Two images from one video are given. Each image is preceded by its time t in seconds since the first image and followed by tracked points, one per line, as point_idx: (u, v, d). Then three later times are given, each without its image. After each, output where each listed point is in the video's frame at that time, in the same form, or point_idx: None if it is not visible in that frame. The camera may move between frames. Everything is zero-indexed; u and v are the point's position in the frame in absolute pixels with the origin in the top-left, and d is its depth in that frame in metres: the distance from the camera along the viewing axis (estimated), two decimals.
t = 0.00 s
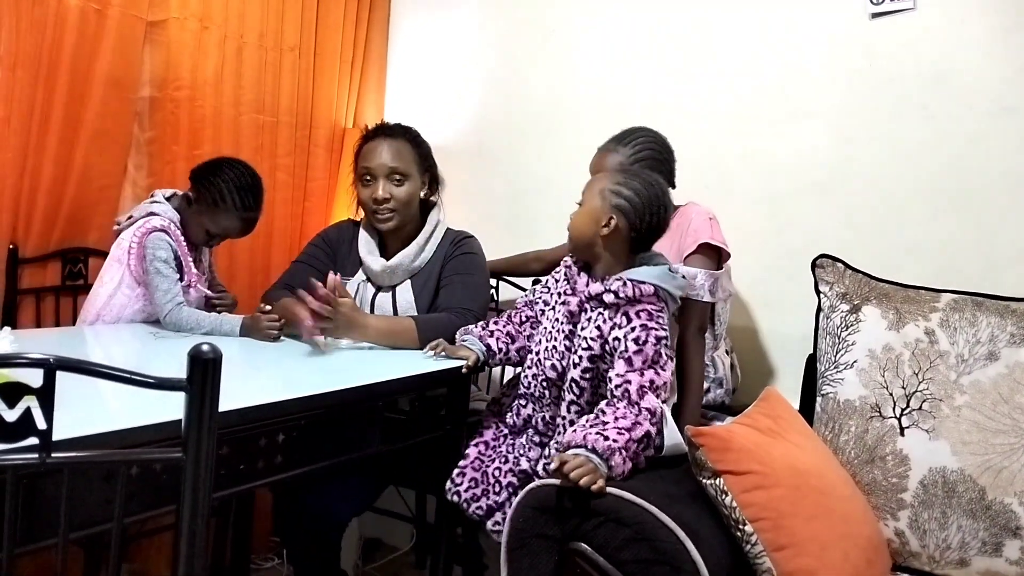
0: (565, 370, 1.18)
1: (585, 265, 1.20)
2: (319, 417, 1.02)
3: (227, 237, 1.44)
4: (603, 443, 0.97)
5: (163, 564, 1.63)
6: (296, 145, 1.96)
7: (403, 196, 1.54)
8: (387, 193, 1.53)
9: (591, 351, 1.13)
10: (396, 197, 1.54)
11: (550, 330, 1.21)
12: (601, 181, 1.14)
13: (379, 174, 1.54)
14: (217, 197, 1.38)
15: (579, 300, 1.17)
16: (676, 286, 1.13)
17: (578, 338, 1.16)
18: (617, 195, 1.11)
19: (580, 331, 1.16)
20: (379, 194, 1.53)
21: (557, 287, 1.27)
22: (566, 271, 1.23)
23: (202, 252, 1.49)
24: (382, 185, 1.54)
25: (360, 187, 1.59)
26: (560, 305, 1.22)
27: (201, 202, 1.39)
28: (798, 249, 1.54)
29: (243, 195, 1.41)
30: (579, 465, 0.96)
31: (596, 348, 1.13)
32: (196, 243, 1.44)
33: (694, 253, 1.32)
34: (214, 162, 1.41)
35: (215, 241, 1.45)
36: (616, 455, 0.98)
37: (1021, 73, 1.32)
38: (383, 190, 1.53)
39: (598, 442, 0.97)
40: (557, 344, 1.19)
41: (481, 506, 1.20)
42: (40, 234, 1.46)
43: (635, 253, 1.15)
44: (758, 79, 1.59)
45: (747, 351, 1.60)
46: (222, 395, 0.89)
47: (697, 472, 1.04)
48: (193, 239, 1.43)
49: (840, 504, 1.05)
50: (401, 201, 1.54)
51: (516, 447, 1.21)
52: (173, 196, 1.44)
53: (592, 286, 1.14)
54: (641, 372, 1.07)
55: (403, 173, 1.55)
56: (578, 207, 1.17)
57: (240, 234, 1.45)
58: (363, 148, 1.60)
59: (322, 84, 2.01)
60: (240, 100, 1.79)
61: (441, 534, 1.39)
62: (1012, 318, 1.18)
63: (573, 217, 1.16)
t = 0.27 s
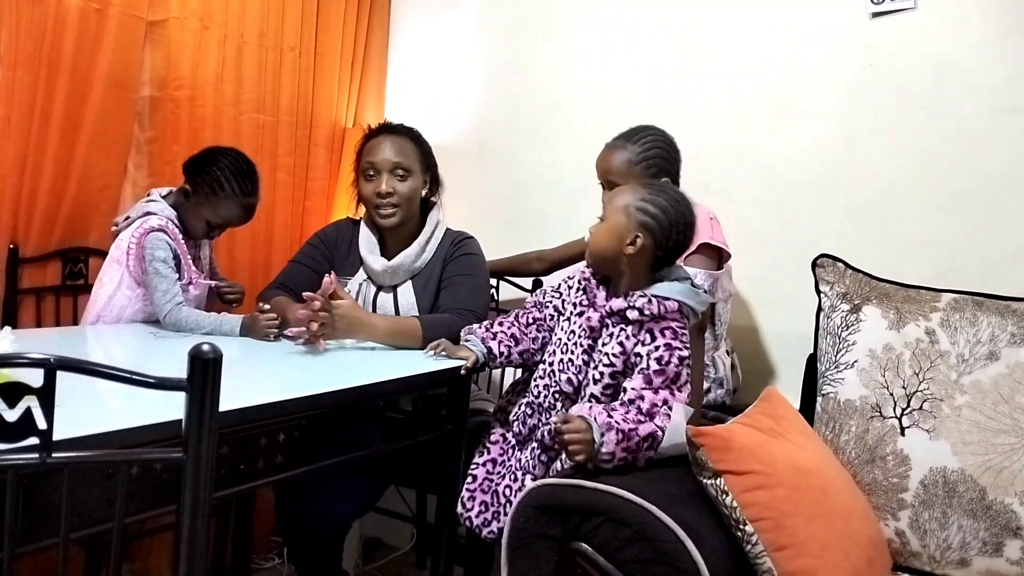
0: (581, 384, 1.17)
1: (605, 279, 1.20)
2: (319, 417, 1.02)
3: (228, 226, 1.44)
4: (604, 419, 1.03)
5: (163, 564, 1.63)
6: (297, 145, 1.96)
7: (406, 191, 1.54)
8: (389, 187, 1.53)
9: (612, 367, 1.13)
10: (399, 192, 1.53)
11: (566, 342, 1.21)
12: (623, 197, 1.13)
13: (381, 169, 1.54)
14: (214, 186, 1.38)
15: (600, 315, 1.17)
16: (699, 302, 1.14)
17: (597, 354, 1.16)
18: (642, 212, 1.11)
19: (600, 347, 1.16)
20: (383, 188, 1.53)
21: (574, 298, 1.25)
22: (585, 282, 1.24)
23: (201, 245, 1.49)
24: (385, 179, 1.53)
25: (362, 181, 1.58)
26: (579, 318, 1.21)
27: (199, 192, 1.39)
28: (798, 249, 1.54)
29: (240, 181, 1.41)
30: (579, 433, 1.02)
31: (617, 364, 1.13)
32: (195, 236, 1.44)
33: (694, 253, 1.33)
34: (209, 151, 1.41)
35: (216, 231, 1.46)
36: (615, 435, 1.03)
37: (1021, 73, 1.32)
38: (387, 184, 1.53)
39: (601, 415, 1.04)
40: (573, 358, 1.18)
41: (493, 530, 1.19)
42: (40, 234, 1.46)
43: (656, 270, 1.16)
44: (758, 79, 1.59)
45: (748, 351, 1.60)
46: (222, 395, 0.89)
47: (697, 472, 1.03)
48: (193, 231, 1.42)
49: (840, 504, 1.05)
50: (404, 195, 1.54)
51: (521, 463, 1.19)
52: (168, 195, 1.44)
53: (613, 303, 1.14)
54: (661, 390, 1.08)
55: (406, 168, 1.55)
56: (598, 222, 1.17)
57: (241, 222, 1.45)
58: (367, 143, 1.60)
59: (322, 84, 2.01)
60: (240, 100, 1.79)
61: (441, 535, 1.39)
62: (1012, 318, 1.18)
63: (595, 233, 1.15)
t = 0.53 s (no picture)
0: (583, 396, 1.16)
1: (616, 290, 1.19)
2: (318, 418, 1.02)
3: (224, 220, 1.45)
4: (599, 417, 1.04)
5: (162, 565, 1.63)
6: (295, 146, 1.96)
7: (408, 188, 1.54)
8: (391, 184, 1.53)
9: (619, 381, 1.12)
10: (400, 190, 1.53)
11: (570, 351, 1.19)
12: (642, 209, 1.13)
13: (384, 167, 1.54)
14: (207, 179, 1.39)
15: (608, 326, 1.15)
16: (709, 315, 1.15)
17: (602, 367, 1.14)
18: (661, 224, 1.11)
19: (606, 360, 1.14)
20: (384, 185, 1.53)
21: (580, 307, 1.24)
22: (593, 291, 1.24)
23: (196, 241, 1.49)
24: (388, 177, 1.53)
25: (364, 180, 1.58)
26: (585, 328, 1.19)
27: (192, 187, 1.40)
28: (797, 249, 1.54)
29: (231, 172, 1.43)
30: (567, 429, 1.04)
31: (625, 379, 1.12)
32: (193, 233, 1.45)
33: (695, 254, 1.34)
34: (197, 145, 1.43)
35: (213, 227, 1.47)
36: (607, 435, 1.03)
37: (1019, 73, 1.33)
38: (389, 181, 1.53)
39: (597, 412, 1.05)
40: (577, 369, 1.17)
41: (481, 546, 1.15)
42: (39, 236, 1.46)
43: (671, 283, 1.16)
44: (757, 80, 1.59)
45: (747, 351, 1.60)
46: (221, 396, 0.89)
47: (696, 473, 1.03)
48: (190, 229, 1.43)
49: (839, 504, 1.05)
50: (406, 193, 1.54)
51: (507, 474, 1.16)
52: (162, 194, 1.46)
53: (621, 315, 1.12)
54: (667, 405, 1.09)
55: (408, 167, 1.55)
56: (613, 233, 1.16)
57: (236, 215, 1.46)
58: (370, 142, 1.60)
59: (321, 85, 2.01)
60: (239, 101, 1.79)
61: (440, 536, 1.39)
62: (1011, 317, 1.18)
63: (610, 243, 1.14)
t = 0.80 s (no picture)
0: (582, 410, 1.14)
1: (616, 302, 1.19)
2: (319, 420, 1.02)
3: (223, 202, 1.48)
4: (602, 426, 1.04)
5: (163, 567, 1.63)
6: (297, 148, 1.96)
7: (412, 192, 1.54)
8: (395, 187, 1.53)
9: (621, 397, 1.10)
10: (405, 193, 1.53)
11: (569, 363, 1.17)
12: (647, 222, 1.12)
13: (388, 170, 1.54)
14: (203, 162, 1.43)
15: (609, 339, 1.13)
16: (712, 328, 1.14)
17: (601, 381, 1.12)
18: (667, 239, 1.10)
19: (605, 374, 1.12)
20: (388, 188, 1.53)
21: (579, 318, 1.22)
22: (592, 301, 1.22)
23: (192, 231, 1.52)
24: (391, 180, 1.53)
25: (368, 182, 1.58)
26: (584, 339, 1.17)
27: (188, 172, 1.44)
28: (799, 251, 1.54)
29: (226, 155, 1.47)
30: (563, 438, 1.03)
31: (627, 395, 1.10)
32: (194, 220, 1.47)
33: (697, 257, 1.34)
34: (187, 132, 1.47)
35: (212, 213, 1.50)
36: (607, 445, 1.03)
37: (1020, 74, 1.33)
38: (393, 184, 1.53)
39: (600, 422, 1.04)
40: (575, 381, 1.15)
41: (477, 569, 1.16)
42: (41, 237, 1.46)
43: (671, 296, 1.15)
44: (758, 81, 1.59)
45: (748, 352, 1.60)
46: (222, 398, 0.89)
47: (698, 475, 1.04)
48: (188, 216, 1.46)
49: (841, 506, 1.05)
50: (410, 196, 1.54)
51: (500, 492, 1.15)
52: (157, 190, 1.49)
53: (621, 331, 1.11)
54: (671, 421, 1.09)
55: (413, 170, 1.55)
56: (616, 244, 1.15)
57: (234, 197, 1.50)
58: (374, 144, 1.60)
59: (323, 87, 2.01)
60: (241, 102, 1.79)
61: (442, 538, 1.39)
62: (1013, 319, 1.18)
63: (614, 255, 1.13)
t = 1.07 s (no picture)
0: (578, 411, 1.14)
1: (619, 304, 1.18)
2: (319, 421, 1.02)
3: (219, 205, 1.49)
4: (604, 432, 1.04)
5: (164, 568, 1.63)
6: (297, 149, 1.96)
7: (411, 190, 1.54)
8: (394, 185, 1.53)
9: (620, 400, 1.10)
10: (403, 192, 1.53)
11: (566, 362, 1.17)
12: (651, 226, 1.12)
13: (387, 168, 1.54)
14: (206, 164, 1.45)
15: (609, 340, 1.13)
16: (713, 334, 1.14)
17: (598, 382, 1.12)
18: (672, 243, 1.10)
19: (602, 374, 1.12)
20: (387, 186, 1.53)
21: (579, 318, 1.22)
22: (595, 301, 1.21)
23: (185, 231, 1.53)
24: (390, 178, 1.53)
25: (367, 181, 1.58)
26: (583, 339, 1.17)
27: (189, 173, 1.45)
28: (799, 251, 1.54)
29: (228, 160, 1.49)
30: (566, 443, 1.03)
31: (627, 399, 1.10)
32: (189, 221, 1.48)
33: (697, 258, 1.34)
34: (189, 135, 1.49)
35: (207, 216, 1.50)
36: (609, 450, 1.03)
37: (1019, 76, 1.33)
38: (392, 183, 1.53)
39: (602, 428, 1.04)
40: (570, 381, 1.14)
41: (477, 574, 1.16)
42: (41, 238, 1.46)
43: (676, 298, 1.16)
44: (758, 82, 1.59)
45: (748, 353, 1.60)
46: (222, 399, 0.89)
47: (698, 476, 1.04)
48: (183, 218, 1.47)
49: (841, 507, 1.05)
50: (408, 195, 1.53)
51: (496, 494, 1.16)
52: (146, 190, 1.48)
53: (624, 332, 1.11)
54: (672, 425, 1.09)
55: (412, 169, 1.55)
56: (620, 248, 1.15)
57: (231, 201, 1.51)
58: (373, 144, 1.60)
59: (323, 87, 2.01)
60: (241, 103, 1.79)
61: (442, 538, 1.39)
62: (1013, 320, 1.18)
63: (617, 260, 1.13)
